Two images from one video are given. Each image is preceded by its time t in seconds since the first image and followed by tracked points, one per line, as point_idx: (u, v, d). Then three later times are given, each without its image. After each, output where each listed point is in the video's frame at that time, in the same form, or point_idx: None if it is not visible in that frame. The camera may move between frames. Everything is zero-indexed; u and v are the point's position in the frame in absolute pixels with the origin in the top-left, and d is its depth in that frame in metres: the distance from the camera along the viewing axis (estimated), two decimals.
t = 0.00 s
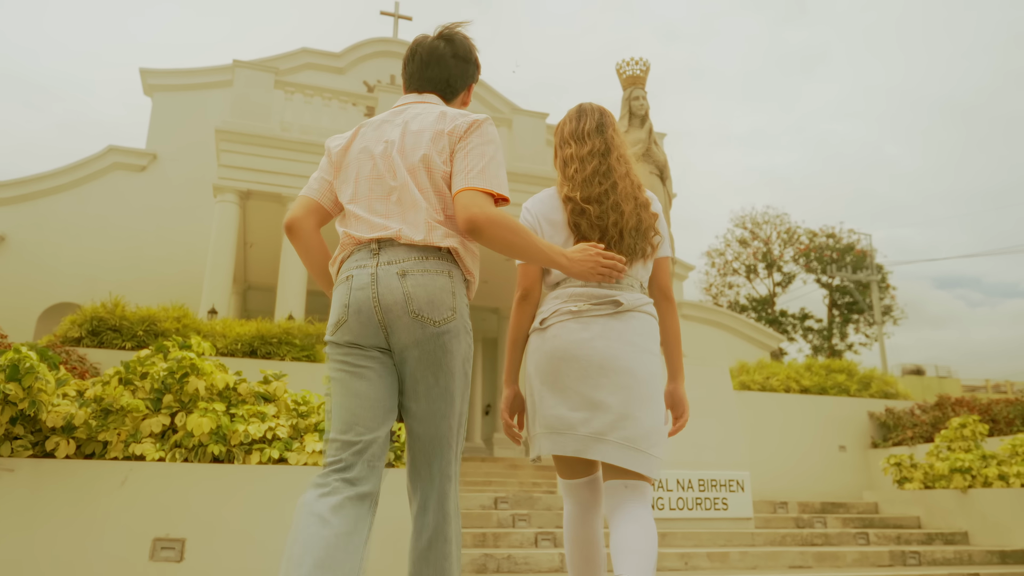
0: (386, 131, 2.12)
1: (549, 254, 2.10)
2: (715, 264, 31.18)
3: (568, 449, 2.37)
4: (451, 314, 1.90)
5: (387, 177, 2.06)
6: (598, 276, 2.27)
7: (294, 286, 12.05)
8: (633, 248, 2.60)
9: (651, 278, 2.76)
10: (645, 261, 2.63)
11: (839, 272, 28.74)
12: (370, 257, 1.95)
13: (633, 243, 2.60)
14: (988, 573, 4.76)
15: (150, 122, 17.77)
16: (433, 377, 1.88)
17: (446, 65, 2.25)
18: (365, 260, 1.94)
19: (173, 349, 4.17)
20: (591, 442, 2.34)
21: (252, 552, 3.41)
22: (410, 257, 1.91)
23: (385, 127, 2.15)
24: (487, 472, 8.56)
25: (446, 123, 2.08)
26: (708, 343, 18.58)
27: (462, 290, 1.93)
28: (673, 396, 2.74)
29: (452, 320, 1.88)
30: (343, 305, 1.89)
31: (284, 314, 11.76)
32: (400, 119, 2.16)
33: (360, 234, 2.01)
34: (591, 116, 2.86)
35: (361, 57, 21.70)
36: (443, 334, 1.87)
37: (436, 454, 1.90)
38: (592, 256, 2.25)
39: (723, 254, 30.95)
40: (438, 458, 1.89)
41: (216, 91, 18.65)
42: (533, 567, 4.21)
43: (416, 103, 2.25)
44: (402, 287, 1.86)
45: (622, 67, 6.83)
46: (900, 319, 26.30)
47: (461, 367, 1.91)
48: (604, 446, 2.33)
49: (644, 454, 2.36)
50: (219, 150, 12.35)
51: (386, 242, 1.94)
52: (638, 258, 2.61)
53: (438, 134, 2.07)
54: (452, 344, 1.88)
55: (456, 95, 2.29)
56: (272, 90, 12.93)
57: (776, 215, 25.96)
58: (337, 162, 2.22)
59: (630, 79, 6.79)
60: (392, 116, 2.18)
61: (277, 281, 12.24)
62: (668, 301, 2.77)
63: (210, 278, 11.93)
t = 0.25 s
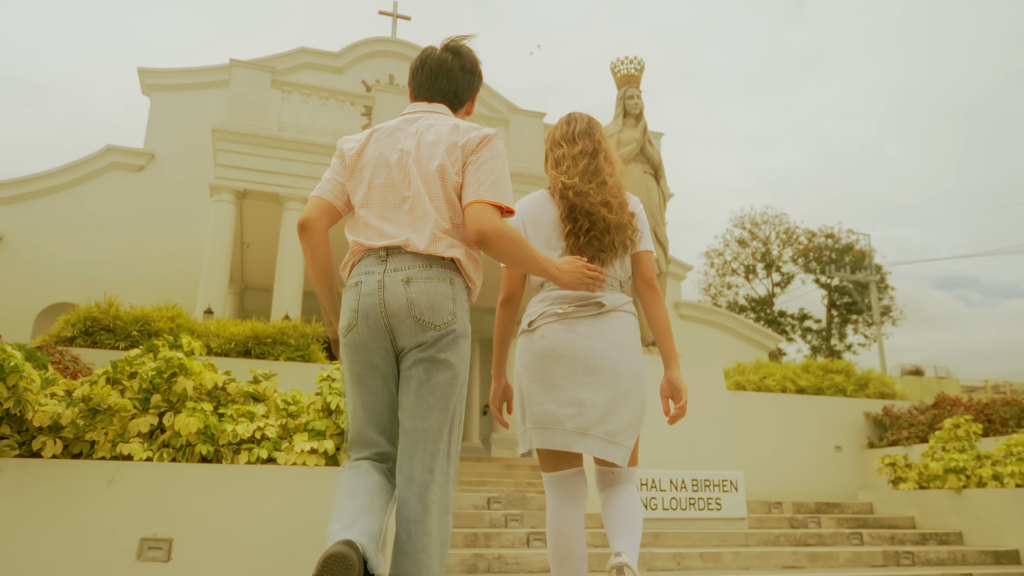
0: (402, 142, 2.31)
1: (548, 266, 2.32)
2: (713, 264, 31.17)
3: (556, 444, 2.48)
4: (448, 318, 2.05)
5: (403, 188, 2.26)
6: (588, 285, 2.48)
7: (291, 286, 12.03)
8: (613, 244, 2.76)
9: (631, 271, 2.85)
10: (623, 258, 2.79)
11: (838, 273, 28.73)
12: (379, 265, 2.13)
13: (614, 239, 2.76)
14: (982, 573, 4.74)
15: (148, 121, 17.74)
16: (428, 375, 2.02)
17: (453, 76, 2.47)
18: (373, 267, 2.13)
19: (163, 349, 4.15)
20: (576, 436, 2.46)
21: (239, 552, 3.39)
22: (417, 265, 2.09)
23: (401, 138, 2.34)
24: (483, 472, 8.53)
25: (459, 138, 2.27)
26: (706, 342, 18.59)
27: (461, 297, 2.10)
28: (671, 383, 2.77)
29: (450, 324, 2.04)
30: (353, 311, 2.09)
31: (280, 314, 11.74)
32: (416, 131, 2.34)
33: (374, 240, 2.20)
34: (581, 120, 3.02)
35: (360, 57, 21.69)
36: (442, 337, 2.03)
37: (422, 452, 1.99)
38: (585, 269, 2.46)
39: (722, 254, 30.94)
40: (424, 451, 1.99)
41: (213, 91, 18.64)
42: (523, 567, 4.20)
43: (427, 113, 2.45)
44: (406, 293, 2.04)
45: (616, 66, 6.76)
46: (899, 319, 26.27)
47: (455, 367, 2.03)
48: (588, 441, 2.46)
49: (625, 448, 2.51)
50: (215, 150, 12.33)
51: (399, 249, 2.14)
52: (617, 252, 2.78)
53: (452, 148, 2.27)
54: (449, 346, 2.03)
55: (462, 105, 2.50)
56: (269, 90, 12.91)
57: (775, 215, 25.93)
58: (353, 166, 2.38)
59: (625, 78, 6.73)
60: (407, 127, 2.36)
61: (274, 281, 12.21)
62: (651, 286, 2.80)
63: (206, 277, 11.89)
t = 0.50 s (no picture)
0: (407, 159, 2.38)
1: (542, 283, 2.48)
2: (712, 264, 31.16)
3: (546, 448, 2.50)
4: (439, 328, 2.14)
5: (405, 204, 2.34)
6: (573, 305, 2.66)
7: (287, 285, 12.01)
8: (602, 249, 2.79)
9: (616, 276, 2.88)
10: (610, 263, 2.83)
11: (837, 273, 28.72)
12: (379, 278, 2.23)
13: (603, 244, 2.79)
14: (974, 573, 4.73)
15: (146, 121, 17.73)
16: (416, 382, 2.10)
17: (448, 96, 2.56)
18: (372, 281, 2.24)
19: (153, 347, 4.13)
20: (568, 441, 2.51)
21: (225, 551, 3.38)
22: (415, 280, 2.18)
23: (405, 155, 2.41)
24: (478, 472, 8.52)
25: (462, 158, 2.36)
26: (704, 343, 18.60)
27: (453, 310, 2.18)
28: (659, 382, 2.72)
29: (439, 334, 2.12)
30: (354, 322, 2.20)
31: (276, 314, 11.73)
32: (420, 148, 2.42)
33: (374, 255, 2.28)
34: (569, 133, 3.05)
35: (358, 57, 21.67)
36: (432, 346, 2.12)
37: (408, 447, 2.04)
38: (575, 290, 2.64)
39: (721, 254, 30.93)
40: (409, 451, 2.03)
41: (211, 91, 18.62)
42: (514, 567, 4.19)
43: (428, 132, 2.53)
44: (399, 307, 2.14)
45: (611, 65, 6.75)
46: (898, 319, 26.27)
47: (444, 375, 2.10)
48: (579, 446, 2.51)
49: (613, 452, 2.58)
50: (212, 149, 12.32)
51: (399, 263, 2.23)
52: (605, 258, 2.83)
53: (455, 168, 2.36)
54: (438, 355, 2.12)
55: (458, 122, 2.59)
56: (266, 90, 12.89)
57: (774, 215, 25.93)
58: (357, 179, 2.44)
59: (619, 77, 6.71)
60: (411, 145, 2.44)
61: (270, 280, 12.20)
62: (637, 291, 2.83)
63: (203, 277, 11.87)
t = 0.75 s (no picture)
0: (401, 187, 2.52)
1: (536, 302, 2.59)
2: (711, 264, 31.15)
3: (543, 458, 2.57)
4: (433, 344, 2.28)
5: (400, 230, 2.48)
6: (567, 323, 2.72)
7: (284, 285, 12.00)
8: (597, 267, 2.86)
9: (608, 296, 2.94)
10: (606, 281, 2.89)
11: (836, 273, 28.70)
12: (376, 301, 2.38)
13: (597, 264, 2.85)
14: (967, 573, 4.72)
15: (144, 121, 17.71)
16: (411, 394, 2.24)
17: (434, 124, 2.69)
18: (370, 304, 2.38)
19: (144, 346, 4.12)
20: (566, 453, 2.58)
21: (214, 551, 3.37)
22: (410, 302, 2.33)
23: (399, 183, 2.54)
24: (474, 472, 8.52)
25: (453, 185, 2.50)
26: (702, 343, 18.61)
27: (445, 328, 2.32)
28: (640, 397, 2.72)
29: (433, 350, 2.27)
30: (354, 344, 2.36)
31: (273, 314, 11.72)
32: (413, 176, 2.55)
33: (373, 280, 2.43)
34: (563, 156, 3.16)
35: (356, 57, 21.66)
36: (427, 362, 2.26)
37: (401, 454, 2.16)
38: (566, 307, 2.71)
39: (720, 254, 30.94)
40: (399, 453, 2.16)
41: (209, 91, 18.61)
42: (505, 567, 4.17)
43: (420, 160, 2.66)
44: (394, 327, 2.29)
45: (606, 64, 6.74)
46: (896, 319, 26.27)
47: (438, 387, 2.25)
48: (576, 456, 2.59)
49: (608, 461, 2.66)
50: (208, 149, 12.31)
51: (395, 287, 2.37)
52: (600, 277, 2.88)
53: (447, 196, 2.49)
54: (433, 369, 2.26)
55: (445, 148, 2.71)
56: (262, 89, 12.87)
57: (773, 215, 25.92)
58: (353, 206, 2.57)
59: (613, 76, 6.71)
60: (404, 173, 2.57)
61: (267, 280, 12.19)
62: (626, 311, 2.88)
63: (199, 277, 11.87)
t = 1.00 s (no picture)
0: (392, 215, 2.68)
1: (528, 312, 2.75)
2: (711, 264, 31.14)
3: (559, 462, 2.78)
4: (426, 358, 2.45)
5: (391, 253, 2.63)
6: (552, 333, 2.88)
7: (280, 285, 11.99)
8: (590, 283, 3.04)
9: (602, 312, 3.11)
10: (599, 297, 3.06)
11: (836, 272, 28.69)
12: (373, 322, 2.55)
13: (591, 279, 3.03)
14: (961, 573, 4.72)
15: (142, 120, 17.70)
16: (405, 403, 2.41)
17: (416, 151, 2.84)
18: (368, 324, 2.54)
19: (135, 345, 4.11)
20: (580, 453, 2.78)
21: (201, 550, 3.36)
22: (404, 320, 2.48)
23: (389, 210, 2.71)
24: (470, 472, 8.51)
25: (439, 206, 2.65)
26: (701, 343, 18.63)
27: (436, 345, 2.48)
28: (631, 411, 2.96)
29: (426, 364, 2.44)
30: (354, 359, 2.53)
31: (270, 313, 11.72)
32: (401, 203, 2.72)
33: (369, 303, 2.59)
34: (561, 173, 3.34)
35: (355, 57, 21.66)
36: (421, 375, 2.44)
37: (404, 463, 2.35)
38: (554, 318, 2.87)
39: (720, 254, 30.93)
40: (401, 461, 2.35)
41: (207, 91, 18.61)
42: (496, 567, 4.16)
43: (407, 187, 2.84)
44: (388, 345, 2.46)
45: (601, 63, 6.72)
46: (895, 319, 26.26)
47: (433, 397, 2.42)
48: (590, 456, 2.78)
49: (617, 458, 2.84)
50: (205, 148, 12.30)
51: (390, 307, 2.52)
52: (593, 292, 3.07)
53: (434, 217, 2.65)
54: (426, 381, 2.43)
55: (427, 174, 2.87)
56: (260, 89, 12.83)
57: (772, 215, 25.91)
58: (348, 235, 2.74)
59: (608, 76, 6.70)
60: (393, 201, 2.74)
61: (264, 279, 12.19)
62: (619, 328, 3.05)
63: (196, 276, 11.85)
